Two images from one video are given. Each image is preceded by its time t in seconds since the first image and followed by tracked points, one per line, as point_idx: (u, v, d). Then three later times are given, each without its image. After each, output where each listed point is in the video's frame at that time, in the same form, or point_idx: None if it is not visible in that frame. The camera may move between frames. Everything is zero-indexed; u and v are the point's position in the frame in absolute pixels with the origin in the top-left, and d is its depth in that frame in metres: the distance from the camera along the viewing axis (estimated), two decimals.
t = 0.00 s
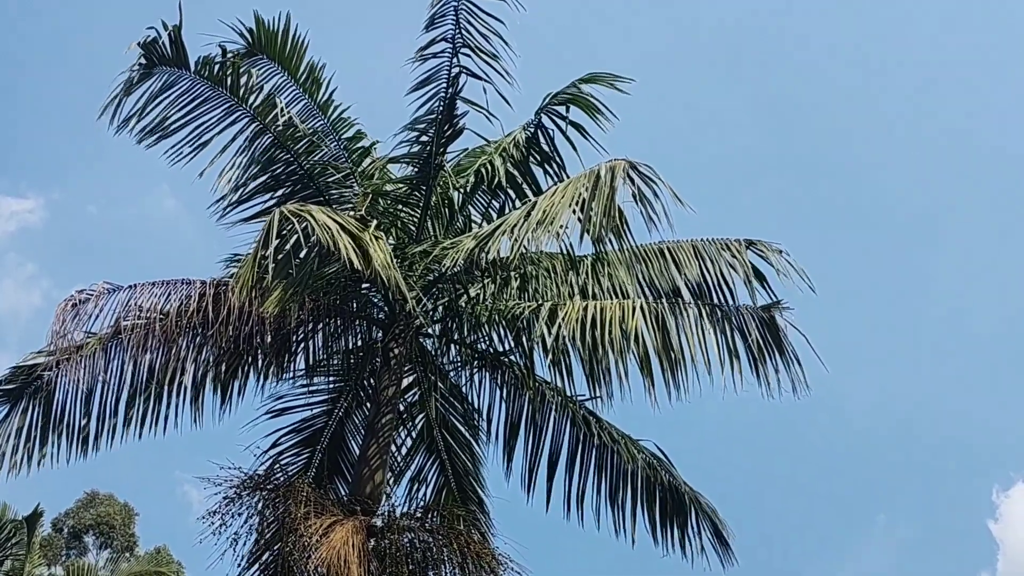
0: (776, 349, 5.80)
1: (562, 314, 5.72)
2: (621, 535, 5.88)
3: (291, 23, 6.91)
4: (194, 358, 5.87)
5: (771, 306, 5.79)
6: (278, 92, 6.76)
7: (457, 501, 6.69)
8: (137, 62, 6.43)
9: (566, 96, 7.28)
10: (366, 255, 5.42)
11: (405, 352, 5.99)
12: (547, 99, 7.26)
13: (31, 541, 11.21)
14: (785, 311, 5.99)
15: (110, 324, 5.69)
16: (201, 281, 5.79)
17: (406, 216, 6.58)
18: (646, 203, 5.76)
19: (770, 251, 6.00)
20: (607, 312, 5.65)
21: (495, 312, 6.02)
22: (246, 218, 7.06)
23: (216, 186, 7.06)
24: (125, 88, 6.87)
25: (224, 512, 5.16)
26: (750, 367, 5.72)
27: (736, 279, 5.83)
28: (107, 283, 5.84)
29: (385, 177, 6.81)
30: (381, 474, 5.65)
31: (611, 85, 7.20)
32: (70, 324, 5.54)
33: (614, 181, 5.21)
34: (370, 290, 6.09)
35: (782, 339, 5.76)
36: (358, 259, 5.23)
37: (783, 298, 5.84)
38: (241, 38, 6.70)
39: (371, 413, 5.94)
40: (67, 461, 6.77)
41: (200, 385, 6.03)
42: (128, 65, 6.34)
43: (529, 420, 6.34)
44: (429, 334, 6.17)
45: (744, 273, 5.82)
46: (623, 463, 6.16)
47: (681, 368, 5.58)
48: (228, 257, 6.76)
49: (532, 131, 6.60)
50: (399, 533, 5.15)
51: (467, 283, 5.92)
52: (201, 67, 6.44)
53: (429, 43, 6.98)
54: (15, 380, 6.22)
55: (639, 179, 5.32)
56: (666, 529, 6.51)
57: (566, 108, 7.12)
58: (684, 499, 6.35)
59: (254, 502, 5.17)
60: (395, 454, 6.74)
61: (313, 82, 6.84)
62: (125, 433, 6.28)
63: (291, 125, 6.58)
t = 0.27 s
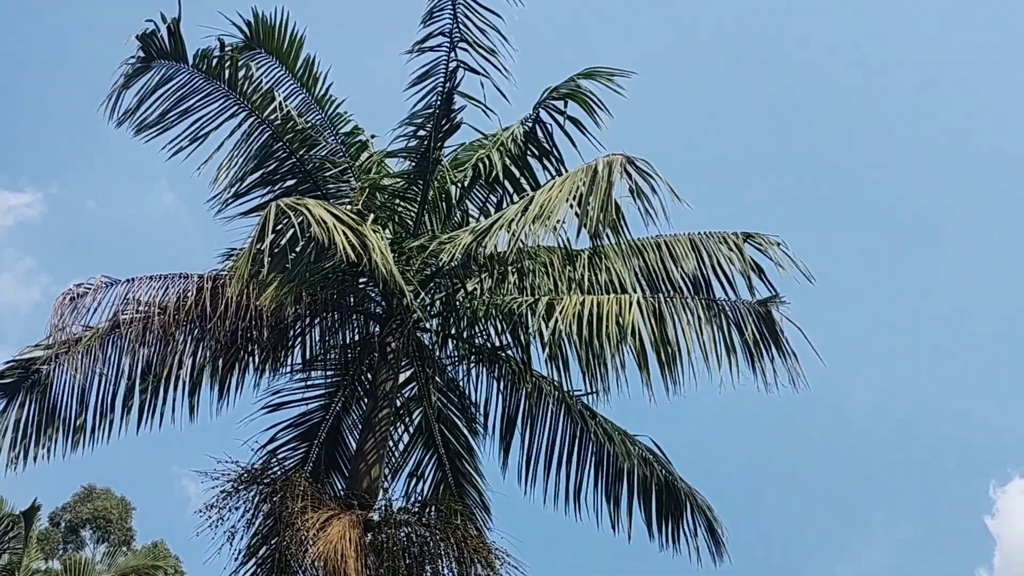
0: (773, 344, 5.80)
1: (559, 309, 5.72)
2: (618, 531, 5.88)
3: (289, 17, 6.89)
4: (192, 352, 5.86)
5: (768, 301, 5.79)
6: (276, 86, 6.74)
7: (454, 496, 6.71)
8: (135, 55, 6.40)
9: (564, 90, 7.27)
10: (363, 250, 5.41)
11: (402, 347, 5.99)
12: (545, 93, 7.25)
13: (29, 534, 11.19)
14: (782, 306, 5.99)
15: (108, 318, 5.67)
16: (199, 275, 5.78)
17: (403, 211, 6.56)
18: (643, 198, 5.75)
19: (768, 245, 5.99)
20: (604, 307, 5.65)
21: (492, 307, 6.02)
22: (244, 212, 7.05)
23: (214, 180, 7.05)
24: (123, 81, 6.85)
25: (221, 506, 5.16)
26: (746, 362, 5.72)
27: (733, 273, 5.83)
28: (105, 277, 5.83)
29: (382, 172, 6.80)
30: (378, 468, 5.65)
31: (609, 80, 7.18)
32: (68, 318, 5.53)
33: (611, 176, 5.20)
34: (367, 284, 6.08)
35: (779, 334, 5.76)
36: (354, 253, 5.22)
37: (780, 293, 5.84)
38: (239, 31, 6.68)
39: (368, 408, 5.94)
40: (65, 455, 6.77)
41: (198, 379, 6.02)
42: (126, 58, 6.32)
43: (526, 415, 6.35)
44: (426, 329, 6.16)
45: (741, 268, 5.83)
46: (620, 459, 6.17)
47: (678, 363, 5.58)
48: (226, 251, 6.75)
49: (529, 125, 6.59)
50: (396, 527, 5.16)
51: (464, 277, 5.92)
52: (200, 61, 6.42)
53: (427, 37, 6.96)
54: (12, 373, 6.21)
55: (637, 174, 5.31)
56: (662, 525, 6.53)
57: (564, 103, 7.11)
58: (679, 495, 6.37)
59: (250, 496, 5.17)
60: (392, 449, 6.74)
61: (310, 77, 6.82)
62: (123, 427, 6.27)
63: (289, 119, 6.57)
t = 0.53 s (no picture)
0: (763, 343, 5.82)
1: (550, 307, 5.72)
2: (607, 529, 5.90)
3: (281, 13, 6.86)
4: (183, 348, 5.84)
5: (758, 299, 5.81)
6: (268, 83, 6.72)
7: (444, 493, 6.71)
8: (126, 51, 6.37)
9: (556, 88, 7.28)
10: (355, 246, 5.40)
11: (393, 343, 5.99)
12: (537, 91, 7.25)
13: (19, 530, 11.14)
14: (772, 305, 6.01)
15: (98, 314, 5.65)
16: (189, 271, 5.76)
17: (394, 208, 6.56)
18: (635, 196, 5.76)
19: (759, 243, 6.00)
20: (595, 305, 5.66)
21: (483, 304, 6.03)
22: (235, 208, 7.03)
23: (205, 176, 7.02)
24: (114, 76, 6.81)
25: (211, 502, 5.14)
26: (736, 360, 5.74)
27: (725, 272, 5.85)
28: (95, 272, 5.80)
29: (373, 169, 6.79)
30: (368, 465, 5.64)
31: (601, 78, 7.19)
32: (59, 313, 5.50)
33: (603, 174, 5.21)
34: (358, 281, 6.07)
35: (769, 332, 5.78)
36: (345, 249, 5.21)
37: (770, 292, 5.86)
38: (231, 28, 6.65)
39: (358, 405, 5.93)
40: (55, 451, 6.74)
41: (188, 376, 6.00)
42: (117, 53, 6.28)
43: (516, 412, 6.37)
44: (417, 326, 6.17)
45: (732, 266, 5.85)
46: (610, 456, 6.18)
47: (668, 361, 5.59)
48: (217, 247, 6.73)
49: (521, 123, 6.59)
50: (386, 524, 5.16)
51: (455, 275, 5.92)
52: (190, 56, 6.40)
53: (419, 34, 6.95)
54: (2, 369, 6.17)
55: (628, 172, 5.32)
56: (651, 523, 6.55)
57: (556, 101, 7.11)
58: (668, 493, 6.39)
59: (240, 493, 5.15)
60: (382, 446, 6.75)
61: (302, 73, 6.79)
62: (113, 423, 6.25)
63: (280, 115, 6.55)
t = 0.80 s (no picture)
0: (746, 339, 5.85)
1: (533, 302, 5.73)
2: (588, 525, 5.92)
3: (267, 6, 6.81)
4: (164, 341, 5.80)
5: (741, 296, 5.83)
6: (252, 76, 6.67)
7: (425, 488, 6.72)
8: (108, 42, 6.30)
9: (541, 84, 7.28)
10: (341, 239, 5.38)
11: (376, 338, 5.98)
12: (522, 87, 7.25)
13: None
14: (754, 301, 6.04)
15: (79, 305, 5.59)
16: (172, 263, 5.71)
17: (378, 202, 6.54)
18: (619, 192, 5.78)
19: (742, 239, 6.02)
20: (578, 300, 5.67)
21: (467, 299, 6.03)
22: (218, 202, 6.99)
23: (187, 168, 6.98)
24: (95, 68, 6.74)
25: (192, 496, 5.12)
26: (718, 356, 5.77)
27: (708, 268, 5.88)
28: (77, 263, 5.74)
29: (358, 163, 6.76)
30: (350, 460, 5.63)
31: (587, 74, 7.20)
32: (39, 305, 5.44)
33: (587, 170, 5.22)
34: (341, 275, 6.05)
35: (751, 329, 5.81)
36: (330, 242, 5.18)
37: (753, 289, 5.89)
38: (216, 20, 6.60)
39: (340, 399, 5.92)
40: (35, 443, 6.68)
41: (170, 369, 5.97)
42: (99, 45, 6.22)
43: (499, 407, 6.39)
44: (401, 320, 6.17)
45: (716, 262, 5.88)
46: (591, 453, 6.20)
47: (651, 357, 5.61)
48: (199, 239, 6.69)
49: (506, 117, 6.59)
50: (367, 519, 5.16)
51: (439, 270, 5.92)
52: (173, 49, 6.34)
53: (404, 29, 6.92)
54: None
55: (612, 168, 5.33)
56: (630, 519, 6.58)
57: (541, 96, 7.11)
58: (649, 490, 6.42)
59: (222, 487, 5.13)
60: (364, 440, 6.75)
61: (287, 66, 6.73)
62: (94, 416, 6.21)
63: (264, 108, 6.50)
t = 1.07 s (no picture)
0: (721, 331, 5.89)
1: (509, 291, 5.74)
2: (561, 514, 5.95)
3: None
4: (139, 326, 5.74)
5: (716, 287, 5.88)
6: (230, 62, 6.60)
7: (400, 477, 6.72)
8: (82, 26, 6.21)
9: (520, 73, 7.27)
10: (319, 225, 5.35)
11: (352, 325, 5.96)
12: (501, 75, 7.24)
13: None
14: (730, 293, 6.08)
15: (53, 290, 5.52)
16: (147, 248, 5.66)
17: (356, 189, 6.52)
18: (597, 182, 5.80)
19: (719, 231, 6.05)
20: (554, 290, 5.69)
21: (443, 287, 6.02)
22: (195, 187, 6.92)
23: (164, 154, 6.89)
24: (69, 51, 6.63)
25: (165, 482, 5.09)
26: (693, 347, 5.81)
27: (684, 260, 5.92)
28: (50, 247, 5.67)
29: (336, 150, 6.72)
30: (324, 447, 5.62)
31: (566, 63, 7.20)
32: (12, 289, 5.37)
33: (564, 160, 5.24)
34: (318, 263, 6.03)
35: (726, 320, 5.86)
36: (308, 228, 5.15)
37: (728, 280, 5.93)
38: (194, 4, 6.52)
39: (315, 387, 5.90)
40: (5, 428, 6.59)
41: (145, 355, 5.91)
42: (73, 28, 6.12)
43: (474, 397, 6.40)
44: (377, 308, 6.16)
45: (692, 254, 5.92)
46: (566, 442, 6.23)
47: (626, 347, 5.64)
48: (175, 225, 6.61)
49: (485, 107, 6.58)
50: (341, 506, 5.16)
51: (416, 258, 5.92)
52: (150, 34, 6.26)
53: (383, 16, 6.87)
54: None
55: (590, 158, 5.34)
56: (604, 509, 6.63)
57: (520, 85, 7.11)
58: (623, 480, 6.46)
59: (196, 473, 5.08)
60: (339, 428, 6.75)
61: (266, 52, 6.67)
62: (67, 402, 6.14)
63: (242, 94, 6.43)
